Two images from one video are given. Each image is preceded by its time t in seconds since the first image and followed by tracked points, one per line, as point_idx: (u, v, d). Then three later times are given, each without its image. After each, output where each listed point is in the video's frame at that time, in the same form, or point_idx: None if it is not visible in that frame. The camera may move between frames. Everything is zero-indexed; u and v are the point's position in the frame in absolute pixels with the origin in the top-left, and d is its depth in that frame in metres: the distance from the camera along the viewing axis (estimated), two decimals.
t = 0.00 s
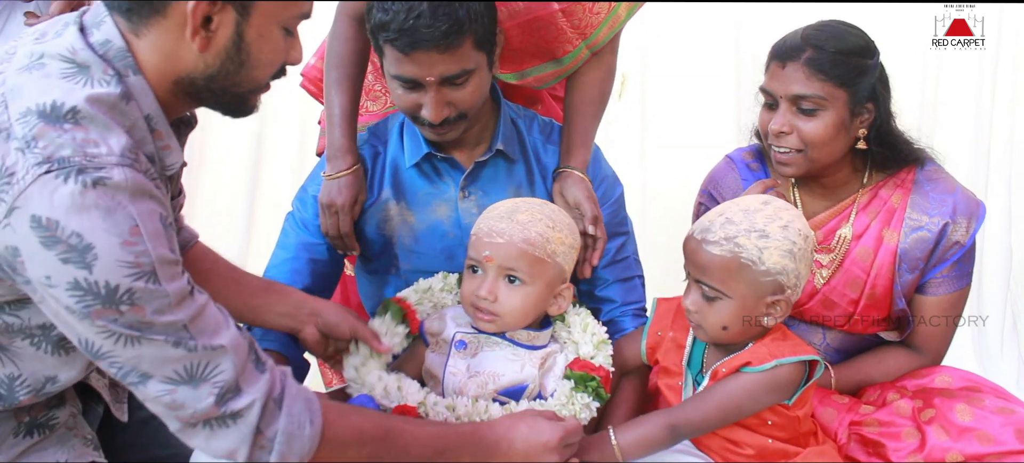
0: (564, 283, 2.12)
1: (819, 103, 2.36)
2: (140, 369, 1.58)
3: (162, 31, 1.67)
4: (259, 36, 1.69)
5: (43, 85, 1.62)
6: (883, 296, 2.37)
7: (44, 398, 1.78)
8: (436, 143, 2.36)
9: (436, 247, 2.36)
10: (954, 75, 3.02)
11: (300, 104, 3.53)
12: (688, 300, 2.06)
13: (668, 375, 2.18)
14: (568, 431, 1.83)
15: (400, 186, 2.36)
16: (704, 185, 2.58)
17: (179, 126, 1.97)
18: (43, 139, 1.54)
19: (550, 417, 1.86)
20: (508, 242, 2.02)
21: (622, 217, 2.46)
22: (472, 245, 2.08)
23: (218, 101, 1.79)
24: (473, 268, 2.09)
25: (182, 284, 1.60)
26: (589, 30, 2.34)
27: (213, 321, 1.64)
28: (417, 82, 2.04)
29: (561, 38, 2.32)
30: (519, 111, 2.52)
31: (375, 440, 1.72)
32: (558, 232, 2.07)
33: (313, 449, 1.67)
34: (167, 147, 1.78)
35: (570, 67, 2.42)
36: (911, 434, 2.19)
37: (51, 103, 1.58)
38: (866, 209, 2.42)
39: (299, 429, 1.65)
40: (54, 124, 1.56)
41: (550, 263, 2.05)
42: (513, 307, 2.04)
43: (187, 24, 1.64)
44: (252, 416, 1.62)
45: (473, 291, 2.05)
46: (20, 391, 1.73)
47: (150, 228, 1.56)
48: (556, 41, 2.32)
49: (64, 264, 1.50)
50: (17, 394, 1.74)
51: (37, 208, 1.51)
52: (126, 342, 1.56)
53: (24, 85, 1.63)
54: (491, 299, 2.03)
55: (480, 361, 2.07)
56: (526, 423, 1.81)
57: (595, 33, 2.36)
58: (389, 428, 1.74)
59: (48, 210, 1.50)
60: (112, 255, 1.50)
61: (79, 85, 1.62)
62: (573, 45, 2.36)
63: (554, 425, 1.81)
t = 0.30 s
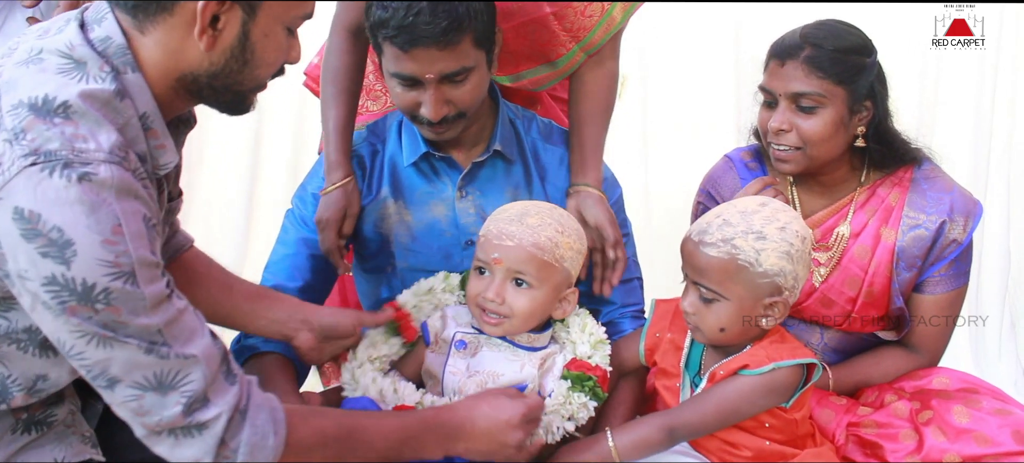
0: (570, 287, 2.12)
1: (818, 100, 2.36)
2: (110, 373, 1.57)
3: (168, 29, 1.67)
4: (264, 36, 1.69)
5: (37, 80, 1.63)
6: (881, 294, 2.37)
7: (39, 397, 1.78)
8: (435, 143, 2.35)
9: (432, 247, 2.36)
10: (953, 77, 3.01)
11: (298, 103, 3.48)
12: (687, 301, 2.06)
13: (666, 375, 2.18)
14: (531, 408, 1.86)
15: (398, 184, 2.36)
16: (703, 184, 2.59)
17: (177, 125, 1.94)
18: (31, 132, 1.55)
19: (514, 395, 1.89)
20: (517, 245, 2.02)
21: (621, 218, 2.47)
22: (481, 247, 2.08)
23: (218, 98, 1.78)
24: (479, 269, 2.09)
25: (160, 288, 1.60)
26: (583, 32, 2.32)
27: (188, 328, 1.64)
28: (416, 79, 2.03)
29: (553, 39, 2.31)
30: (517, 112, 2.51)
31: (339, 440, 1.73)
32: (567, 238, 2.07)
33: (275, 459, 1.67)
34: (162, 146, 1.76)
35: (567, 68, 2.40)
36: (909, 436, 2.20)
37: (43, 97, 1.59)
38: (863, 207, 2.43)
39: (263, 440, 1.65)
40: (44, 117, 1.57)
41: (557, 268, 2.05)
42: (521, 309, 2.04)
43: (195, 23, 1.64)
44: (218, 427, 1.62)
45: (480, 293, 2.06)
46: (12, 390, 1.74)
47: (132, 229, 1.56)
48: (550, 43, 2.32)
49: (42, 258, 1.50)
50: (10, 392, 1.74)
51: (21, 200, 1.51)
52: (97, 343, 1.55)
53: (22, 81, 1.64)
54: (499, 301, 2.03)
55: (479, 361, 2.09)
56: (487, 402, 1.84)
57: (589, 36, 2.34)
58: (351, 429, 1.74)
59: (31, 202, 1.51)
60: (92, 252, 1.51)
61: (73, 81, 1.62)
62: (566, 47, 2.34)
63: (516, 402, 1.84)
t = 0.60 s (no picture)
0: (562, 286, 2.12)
1: (819, 99, 2.35)
2: (92, 366, 1.56)
3: (139, 23, 1.66)
4: (236, 29, 1.69)
5: (10, 78, 1.62)
6: (877, 293, 2.37)
7: (29, 391, 1.76)
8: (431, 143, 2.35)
9: (429, 246, 2.35)
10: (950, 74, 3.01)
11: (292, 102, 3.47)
12: (681, 296, 2.06)
13: (662, 375, 2.17)
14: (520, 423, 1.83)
15: (394, 185, 2.36)
16: (703, 182, 2.58)
17: (156, 117, 1.93)
18: (5, 130, 1.54)
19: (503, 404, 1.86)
20: (507, 245, 2.02)
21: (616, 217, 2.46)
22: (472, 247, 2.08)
23: (193, 91, 1.78)
24: (471, 269, 2.08)
25: (139, 280, 1.59)
26: (553, 43, 2.26)
27: (169, 320, 1.63)
28: (416, 81, 2.03)
29: (525, 49, 2.26)
30: (513, 111, 2.50)
31: (322, 437, 1.71)
32: (559, 237, 2.07)
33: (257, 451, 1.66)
34: (138, 141, 1.74)
35: (551, 74, 2.38)
36: (903, 436, 2.20)
37: (16, 95, 1.58)
38: (861, 206, 2.43)
39: (245, 431, 1.64)
40: (18, 115, 1.56)
41: (549, 266, 2.04)
42: (515, 308, 2.03)
43: (164, 17, 1.63)
44: (201, 418, 1.61)
45: (472, 293, 2.05)
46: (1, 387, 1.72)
47: (110, 222, 1.55)
48: (522, 51, 2.27)
49: (20, 253, 1.49)
50: None
51: None
52: (78, 337, 1.54)
53: None
54: (490, 301, 2.03)
55: (475, 361, 2.07)
56: (478, 412, 1.80)
57: (562, 47, 2.28)
58: (335, 426, 1.72)
59: (8, 199, 1.50)
60: (70, 247, 1.50)
61: (46, 78, 1.61)
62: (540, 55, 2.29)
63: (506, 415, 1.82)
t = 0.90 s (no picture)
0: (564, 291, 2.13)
1: (824, 102, 2.36)
2: (90, 366, 1.56)
3: (140, 28, 1.66)
4: (236, 33, 1.68)
5: (21, 80, 1.62)
6: (880, 296, 2.38)
7: (34, 396, 1.77)
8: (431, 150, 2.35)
9: (431, 252, 2.36)
10: (949, 75, 2.98)
11: (296, 105, 3.47)
12: (682, 297, 2.05)
13: (662, 379, 2.17)
14: (518, 434, 1.83)
15: (398, 191, 2.36)
16: (704, 185, 2.58)
17: (165, 127, 1.93)
18: (14, 130, 1.54)
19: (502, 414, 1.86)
20: (512, 247, 2.02)
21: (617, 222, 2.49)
22: (476, 249, 2.08)
23: (199, 97, 1.78)
24: (474, 271, 2.09)
25: (140, 281, 1.59)
26: (544, 59, 2.23)
27: (169, 323, 1.63)
28: (415, 90, 2.02)
29: (510, 64, 2.25)
30: (513, 116, 2.51)
31: (322, 446, 1.71)
32: (561, 240, 2.08)
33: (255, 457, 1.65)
34: (144, 145, 1.74)
35: (544, 90, 2.35)
36: (905, 438, 2.20)
37: (26, 97, 1.59)
38: (864, 209, 2.43)
39: (242, 436, 1.63)
40: (26, 116, 1.56)
41: (551, 269, 2.05)
42: (517, 311, 2.03)
43: (163, 21, 1.63)
44: (197, 422, 1.61)
45: (474, 295, 2.05)
46: (5, 390, 1.73)
47: (113, 222, 1.55)
48: (513, 68, 2.26)
49: (23, 250, 1.48)
50: (4, 392, 1.74)
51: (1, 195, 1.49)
52: (78, 336, 1.54)
53: (5, 83, 1.62)
54: (494, 303, 2.03)
55: (478, 365, 2.07)
56: (478, 423, 1.81)
57: (554, 63, 2.25)
58: (332, 435, 1.72)
59: (12, 196, 1.49)
60: (73, 245, 1.49)
61: (57, 81, 1.62)
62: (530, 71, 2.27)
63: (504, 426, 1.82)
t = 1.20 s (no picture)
0: (565, 295, 2.15)
1: (822, 105, 2.37)
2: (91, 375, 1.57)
3: (156, 38, 1.68)
4: (252, 39, 1.69)
5: (39, 88, 1.63)
6: (881, 298, 2.39)
7: (43, 400, 1.78)
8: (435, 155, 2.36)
9: (433, 258, 2.38)
10: (948, 76, 2.98)
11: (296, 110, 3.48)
12: (685, 296, 2.07)
13: (665, 381, 2.19)
14: (521, 421, 1.73)
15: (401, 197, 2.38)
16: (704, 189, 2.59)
17: (178, 134, 1.94)
18: (30, 138, 1.55)
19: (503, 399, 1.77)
20: (516, 254, 2.03)
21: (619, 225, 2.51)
22: (478, 256, 2.08)
23: (215, 103, 1.79)
24: (478, 278, 2.08)
25: (147, 293, 1.59)
26: (536, 93, 2.19)
27: (173, 335, 1.63)
28: (418, 96, 2.05)
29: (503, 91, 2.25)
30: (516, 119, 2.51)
31: (307, 455, 1.67)
32: (565, 244, 2.09)
33: None
34: (160, 152, 1.76)
35: (539, 117, 2.33)
36: (907, 439, 2.20)
37: (41, 106, 1.59)
38: (864, 211, 2.44)
39: (226, 454, 1.62)
40: (42, 125, 1.56)
41: (556, 274, 2.06)
42: (521, 317, 2.05)
43: (177, 30, 1.65)
44: (189, 437, 1.61)
45: (478, 302, 2.06)
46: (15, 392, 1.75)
47: (124, 234, 1.55)
48: (504, 90, 2.24)
49: (34, 260, 1.50)
50: (15, 392, 1.75)
51: (17, 203, 1.50)
52: (81, 348, 1.55)
53: (21, 91, 1.64)
54: (499, 310, 2.04)
55: (481, 373, 2.08)
56: (475, 413, 1.70)
57: (545, 98, 2.20)
58: (322, 440, 1.67)
59: (27, 205, 1.50)
60: (83, 257, 1.50)
61: (72, 90, 1.63)
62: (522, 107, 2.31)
63: (504, 414, 1.71)
